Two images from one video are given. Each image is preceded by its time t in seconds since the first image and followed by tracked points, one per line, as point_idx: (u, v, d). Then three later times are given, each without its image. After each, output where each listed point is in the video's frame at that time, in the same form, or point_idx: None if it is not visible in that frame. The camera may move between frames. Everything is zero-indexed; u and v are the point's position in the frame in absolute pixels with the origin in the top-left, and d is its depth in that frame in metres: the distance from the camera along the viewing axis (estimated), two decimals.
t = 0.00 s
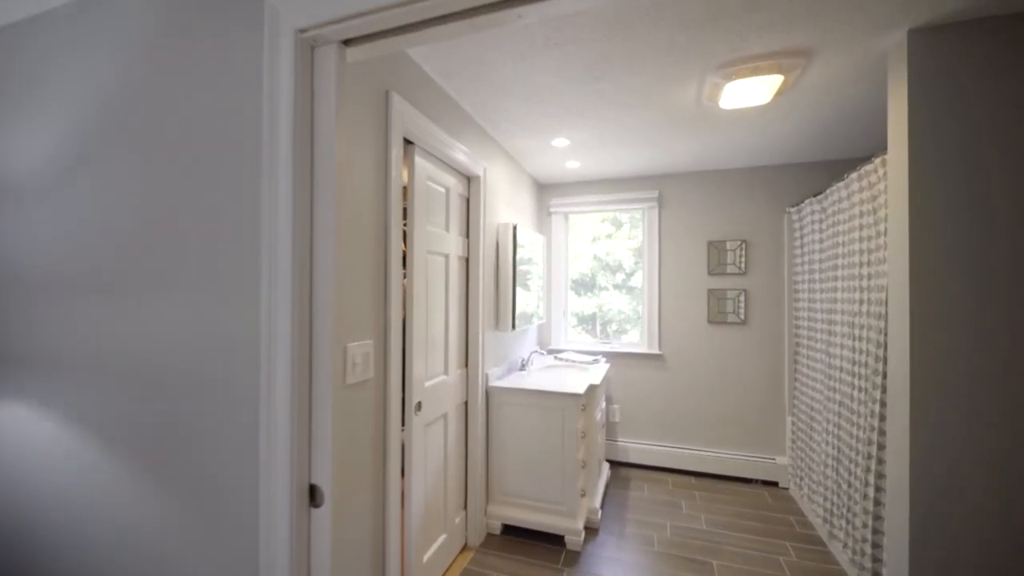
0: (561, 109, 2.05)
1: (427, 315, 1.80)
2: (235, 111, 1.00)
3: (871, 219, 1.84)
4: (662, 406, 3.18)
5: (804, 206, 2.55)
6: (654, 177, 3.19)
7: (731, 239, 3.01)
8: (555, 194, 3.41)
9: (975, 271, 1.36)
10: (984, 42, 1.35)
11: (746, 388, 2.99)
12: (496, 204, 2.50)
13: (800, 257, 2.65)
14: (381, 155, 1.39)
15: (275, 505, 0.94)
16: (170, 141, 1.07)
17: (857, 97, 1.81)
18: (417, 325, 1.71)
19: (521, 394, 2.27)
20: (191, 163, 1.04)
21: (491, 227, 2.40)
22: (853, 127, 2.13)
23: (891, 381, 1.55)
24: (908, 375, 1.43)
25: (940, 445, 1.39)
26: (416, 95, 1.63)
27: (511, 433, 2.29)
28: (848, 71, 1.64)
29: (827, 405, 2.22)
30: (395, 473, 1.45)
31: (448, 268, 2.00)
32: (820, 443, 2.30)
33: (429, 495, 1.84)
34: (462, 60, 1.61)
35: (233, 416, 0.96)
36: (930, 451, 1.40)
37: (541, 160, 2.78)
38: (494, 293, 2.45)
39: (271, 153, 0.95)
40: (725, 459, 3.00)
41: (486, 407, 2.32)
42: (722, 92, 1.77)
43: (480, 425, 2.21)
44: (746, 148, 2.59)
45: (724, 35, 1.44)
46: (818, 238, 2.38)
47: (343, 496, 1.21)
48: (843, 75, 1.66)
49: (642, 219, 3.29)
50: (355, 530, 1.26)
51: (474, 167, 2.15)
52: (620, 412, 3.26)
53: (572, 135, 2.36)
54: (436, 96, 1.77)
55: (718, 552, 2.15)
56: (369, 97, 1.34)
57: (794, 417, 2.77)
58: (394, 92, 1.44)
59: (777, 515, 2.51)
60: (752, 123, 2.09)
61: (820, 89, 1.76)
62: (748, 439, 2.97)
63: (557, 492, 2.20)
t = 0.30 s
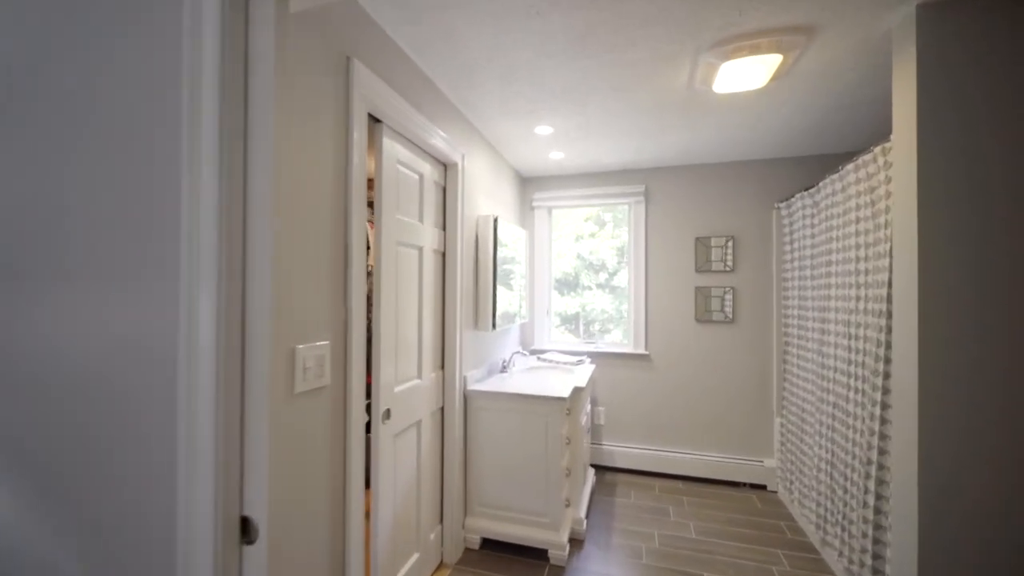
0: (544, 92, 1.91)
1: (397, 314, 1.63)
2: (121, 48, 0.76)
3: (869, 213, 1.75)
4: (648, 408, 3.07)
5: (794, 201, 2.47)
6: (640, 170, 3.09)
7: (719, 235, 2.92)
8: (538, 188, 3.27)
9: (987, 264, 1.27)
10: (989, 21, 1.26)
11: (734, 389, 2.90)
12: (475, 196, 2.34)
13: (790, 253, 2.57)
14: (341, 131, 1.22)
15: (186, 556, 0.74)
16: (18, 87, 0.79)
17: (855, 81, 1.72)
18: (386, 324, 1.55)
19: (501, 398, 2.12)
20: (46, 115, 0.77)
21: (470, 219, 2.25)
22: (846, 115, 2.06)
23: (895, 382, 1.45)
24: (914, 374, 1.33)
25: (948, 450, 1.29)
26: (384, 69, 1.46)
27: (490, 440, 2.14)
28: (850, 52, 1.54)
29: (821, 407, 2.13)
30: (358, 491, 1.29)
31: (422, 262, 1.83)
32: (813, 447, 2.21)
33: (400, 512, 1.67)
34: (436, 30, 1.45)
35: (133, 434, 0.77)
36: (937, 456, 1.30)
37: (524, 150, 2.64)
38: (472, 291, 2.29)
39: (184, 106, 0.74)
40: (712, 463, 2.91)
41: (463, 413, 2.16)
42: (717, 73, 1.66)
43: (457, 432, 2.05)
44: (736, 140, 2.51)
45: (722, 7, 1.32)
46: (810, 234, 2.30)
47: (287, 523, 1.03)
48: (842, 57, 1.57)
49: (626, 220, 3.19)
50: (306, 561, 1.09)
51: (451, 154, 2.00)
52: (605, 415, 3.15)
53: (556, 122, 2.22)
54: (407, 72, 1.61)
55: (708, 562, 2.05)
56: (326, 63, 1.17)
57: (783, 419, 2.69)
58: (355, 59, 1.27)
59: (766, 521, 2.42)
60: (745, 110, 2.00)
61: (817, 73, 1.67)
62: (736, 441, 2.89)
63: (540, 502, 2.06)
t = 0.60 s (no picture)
0: (530, 73, 1.78)
1: (366, 312, 1.47)
2: None
3: (867, 206, 1.68)
4: (635, 410, 2.97)
5: (786, 196, 2.41)
6: (627, 164, 2.99)
7: (707, 232, 2.85)
8: (522, 182, 3.14)
9: (1005, 257, 1.18)
10: None
11: (722, 389, 2.83)
12: (455, 187, 2.20)
13: (781, 250, 2.51)
14: (298, 100, 1.06)
15: None
16: None
17: (854, 66, 1.65)
18: (354, 323, 1.39)
19: (483, 403, 1.97)
20: None
21: (450, 211, 2.10)
22: (841, 105, 1.99)
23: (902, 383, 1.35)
24: (924, 374, 1.23)
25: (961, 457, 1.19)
26: (350, 36, 1.31)
27: (471, 448, 2.00)
28: (853, 34, 1.46)
29: (815, 409, 2.05)
30: (320, 514, 1.12)
31: (397, 256, 1.68)
32: (806, 451, 2.13)
33: (371, 530, 1.52)
34: None
35: (8, 466, 0.60)
36: (949, 464, 1.19)
37: (507, 139, 2.50)
38: (452, 289, 2.15)
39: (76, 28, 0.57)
40: (701, 466, 2.83)
41: (442, 419, 2.01)
42: (715, 55, 1.55)
43: (434, 440, 1.90)
44: (727, 133, 2.43)
45: None
46: (802, 229, 2.23)
47: (226, 559, 0.86)
48: (845, 40, 1.48)
49: (610, 220, 3.09)
50: None
51: (429, 139, 1.85)
52: (591, 418, 3.03)
53: (541, 108, 2.09)
54: (378, 44, 1.45)
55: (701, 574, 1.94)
56: (280, 19, 1.01)
57: (773, 420, 2.63)
58: (315, 18, 1.11)
59: (758, 527, 2.35)
60: (741, 97, 1.90)
61: (818, 56, 1.58)
62: (724, 444, 2.82)
63: (524, 515, 1.93)
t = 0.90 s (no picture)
0: (514, 52, 1.65)
1: (330, 308, 1.30)
2: None
3: (865, 196, 1.60)
4: (622, 412, 2.87)
5: (777, 189, 2.34)
6: (614, 156, 2.89)
7: (696, 227, 2.77)
8: (505, 174, 3.01)
9: (1009, 257, 1.08)
10: None
11: (711, 389, 2.75)
12: (434, 176, 2.05)
13: (772, 246, 2.44)
14: (243, 56, 0.90)
15: None
16: None
17: (854, 50, 1.57)
18: (316, 320, 1.23)
19: (463, 407, 1.83)
20: None
21: (427, 201, 1.95)
22: (835, 95, 1.92)
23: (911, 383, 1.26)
24: (937, 375, 1.13)
25: (980, 464, 1.10)
26: None
27: (450, 456, 1.85)
28: (857, 13, 1.37)
29: (809, 409, 1.97)
30: (273, 540, 0.97)
31: (368, 246, 1.52)
32: (799, 453, 2.06)
33: (338, 550, 1.36)
34: None
35: None
36: (965, 470, 1.10)
37: (490, 126, 2.36)
38: (430, 285, 2.00)
39: None
40: (690, 468, 2.74)
41: (419, 425, 1.86)
42: (714, 32, 1.45)
43: (411, 448, 1.75)
44: (717, 124, 2.34)
45: None
46: (794, 224, 2.16)
47: None
48: (849, 19, 1.40)
49: (594, 220, 2.98)
50: None
51: (404, 120, 1.70)
52: (577, 419, 2.92)
53: (526, 92, 1.96)
54: (345, 6, 1.30)
55: None
56: None
57: (762, 420, 2.56)
58: None
59: (749, 531, 2.27)
60: (736, 82, 1.81)
61: (819, 37, 1.49)
62: (713, 444, 2.74)
63: (508, 526, 1.79)
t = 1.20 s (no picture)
0: (497, 24, 1.52)
1: (285, 301, 1.13)
2: None
3: (864, 185, 1.53)
4: (607, 413, 2.76)
5: (768, 181, 2.26)
6: (599, 147, 2.78)
7: (683, 222, 2.68)
8: (485, 164, 2.86)
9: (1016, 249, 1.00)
10: None
11: (698, 388, 2.67)
12: (409, 160, 1.89)
13: (761, 240, 2.37)
14: None
15: None
16: None
17: (854, 30, 1.49)
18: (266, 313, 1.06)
19: (441, 411, 1.68)
20: None
21: (401, 187, 1.79)
22: (829, 81, 1.85)
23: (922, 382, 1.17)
24: (955, 374, 1.04)
25: (1003, 471, 1.01)
26: None
27: (426, 465, 1.70)
28: None
29: (803, 409, 1.90)
30: None
31: (332, 232, 1.35)
32: (791, 454, 1.99)
33: None
34: None
35: None
36: (986, 478, 1.01)
37: (470, 110, 2.21)
38: (404, 278, 1.84)
39: None
40: (676, 469, 2.66)
41: (392, 431, 1.70)
42: (712, 5, 1.34)
43: (382, 458, 1.59)
44: (707, 113, 2.26)
45: None
46: (786, 217, 2.09)
47: None
48: None
49: (577, 220, 2.87)
50: None
51: (374, 94, 1.53)
52: (561, 421, 2.80)
53: (509, 70, 1.82)
54: None
55: None
56: None
57: (751, 419, 2.49)
58: None
59: (739, 535, 2.19)
60: (731, 63, 1.71)
61: (822, 13, 1.40)
62: (700, 445, 2.66)
63: (490, 540, 1.65)
